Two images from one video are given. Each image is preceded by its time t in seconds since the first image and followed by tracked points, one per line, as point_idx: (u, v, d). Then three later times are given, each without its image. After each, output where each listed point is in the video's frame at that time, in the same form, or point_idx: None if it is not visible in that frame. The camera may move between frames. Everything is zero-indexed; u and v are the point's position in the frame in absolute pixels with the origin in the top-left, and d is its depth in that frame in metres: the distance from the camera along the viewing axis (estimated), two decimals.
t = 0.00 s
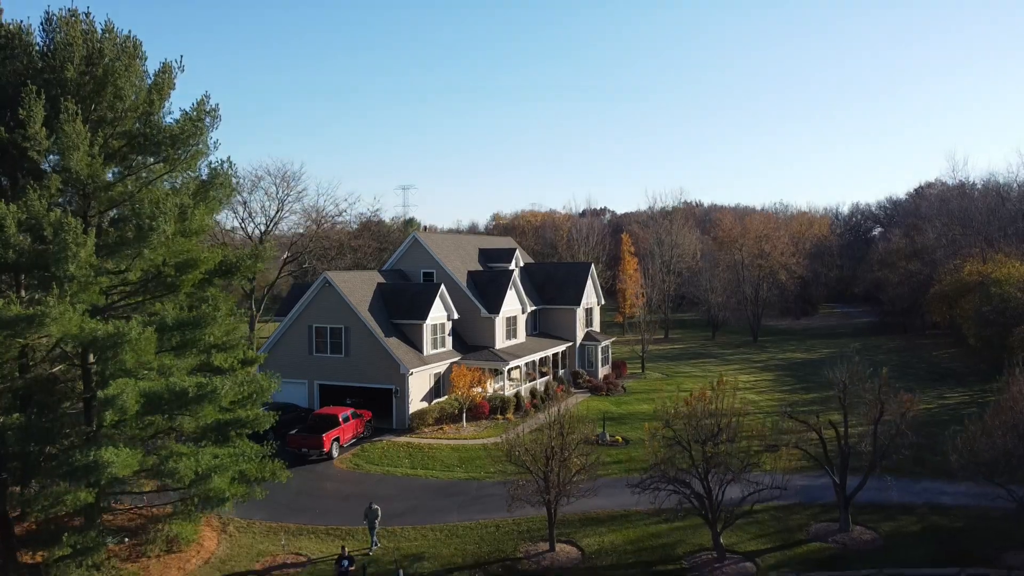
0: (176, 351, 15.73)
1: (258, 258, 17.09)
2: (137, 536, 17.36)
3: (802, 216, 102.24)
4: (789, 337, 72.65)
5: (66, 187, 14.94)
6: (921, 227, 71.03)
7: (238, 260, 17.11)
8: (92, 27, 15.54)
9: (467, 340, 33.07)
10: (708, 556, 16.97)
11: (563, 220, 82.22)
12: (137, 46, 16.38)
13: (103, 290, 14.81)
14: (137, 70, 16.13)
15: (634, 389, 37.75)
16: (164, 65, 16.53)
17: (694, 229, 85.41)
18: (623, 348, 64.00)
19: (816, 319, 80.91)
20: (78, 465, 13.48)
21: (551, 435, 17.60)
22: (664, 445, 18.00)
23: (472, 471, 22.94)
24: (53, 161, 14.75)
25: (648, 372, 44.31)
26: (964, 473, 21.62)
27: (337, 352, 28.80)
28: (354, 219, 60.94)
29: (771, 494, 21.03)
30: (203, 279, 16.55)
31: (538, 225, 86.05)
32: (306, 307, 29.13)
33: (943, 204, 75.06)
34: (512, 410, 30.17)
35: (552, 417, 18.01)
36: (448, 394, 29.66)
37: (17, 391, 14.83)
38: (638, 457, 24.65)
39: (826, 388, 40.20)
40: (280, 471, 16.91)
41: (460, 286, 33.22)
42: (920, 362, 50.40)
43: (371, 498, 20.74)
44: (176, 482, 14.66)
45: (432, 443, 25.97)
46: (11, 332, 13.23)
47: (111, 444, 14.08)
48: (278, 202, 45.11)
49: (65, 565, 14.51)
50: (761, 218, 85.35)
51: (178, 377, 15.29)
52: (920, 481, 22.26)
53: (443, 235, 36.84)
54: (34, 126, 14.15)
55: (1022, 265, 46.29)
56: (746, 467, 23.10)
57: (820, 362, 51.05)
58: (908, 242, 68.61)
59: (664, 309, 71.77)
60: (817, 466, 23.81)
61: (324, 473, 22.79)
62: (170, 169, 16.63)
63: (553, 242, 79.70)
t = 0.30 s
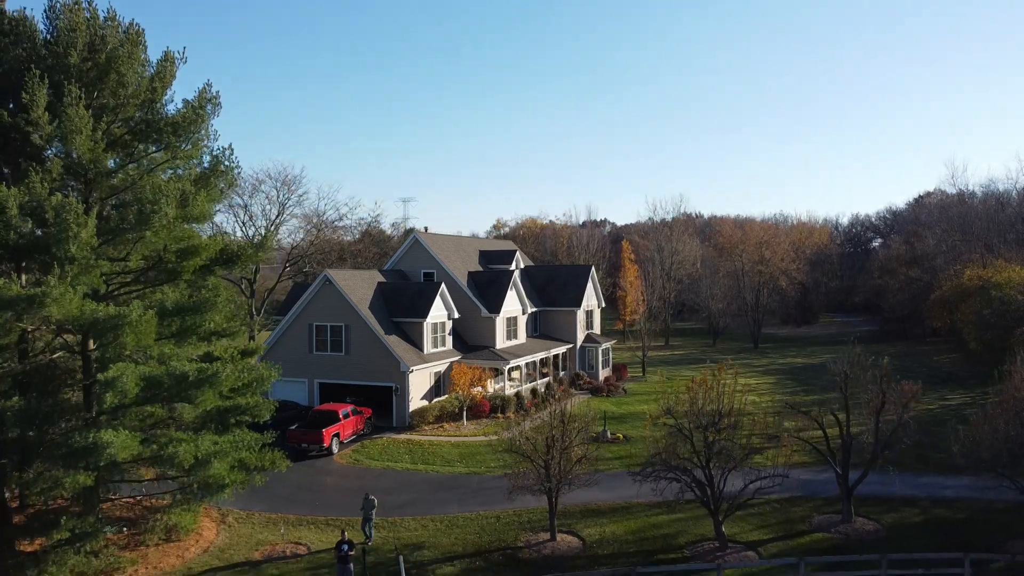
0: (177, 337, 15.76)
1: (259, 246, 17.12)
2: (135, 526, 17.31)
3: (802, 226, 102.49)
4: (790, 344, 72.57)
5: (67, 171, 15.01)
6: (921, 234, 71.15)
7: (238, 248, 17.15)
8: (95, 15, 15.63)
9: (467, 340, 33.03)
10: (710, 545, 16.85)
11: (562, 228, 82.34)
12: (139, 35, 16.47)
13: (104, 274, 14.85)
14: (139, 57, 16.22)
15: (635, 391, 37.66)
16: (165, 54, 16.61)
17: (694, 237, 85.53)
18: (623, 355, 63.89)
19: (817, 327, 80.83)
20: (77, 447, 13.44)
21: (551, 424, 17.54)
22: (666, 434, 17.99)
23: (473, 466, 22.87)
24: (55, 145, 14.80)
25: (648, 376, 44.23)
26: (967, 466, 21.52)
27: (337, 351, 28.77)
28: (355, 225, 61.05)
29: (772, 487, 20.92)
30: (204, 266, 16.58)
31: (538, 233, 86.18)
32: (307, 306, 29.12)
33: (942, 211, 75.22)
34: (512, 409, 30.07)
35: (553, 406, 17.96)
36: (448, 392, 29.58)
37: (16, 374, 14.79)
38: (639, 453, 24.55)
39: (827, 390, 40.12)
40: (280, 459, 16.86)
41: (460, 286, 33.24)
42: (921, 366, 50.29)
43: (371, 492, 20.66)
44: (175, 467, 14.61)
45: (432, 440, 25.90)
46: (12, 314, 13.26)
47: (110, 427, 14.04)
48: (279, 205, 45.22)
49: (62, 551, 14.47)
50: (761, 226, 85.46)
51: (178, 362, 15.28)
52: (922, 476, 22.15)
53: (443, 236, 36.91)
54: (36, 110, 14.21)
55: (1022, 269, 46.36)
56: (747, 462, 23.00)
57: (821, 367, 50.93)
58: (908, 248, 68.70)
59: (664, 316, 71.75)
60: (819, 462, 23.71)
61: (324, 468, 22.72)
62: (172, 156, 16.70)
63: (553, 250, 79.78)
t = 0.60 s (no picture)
0: (177, 324, 15.79)
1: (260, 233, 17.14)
2: (135, 515, 17.32)
3: (801, 235, 102.64)
4: (790, 351, 72.45)
5: (68, 157, 15.08)
6: (920, 241, 71.24)
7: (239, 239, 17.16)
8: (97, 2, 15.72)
9: (468, 340, 33.01)
10: (712, 534, 16.72)
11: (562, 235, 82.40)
12: (141, 23, 16.55)
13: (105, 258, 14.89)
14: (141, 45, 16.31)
15: (635, 393, 37.55)
16: (167, 43, 16.71)
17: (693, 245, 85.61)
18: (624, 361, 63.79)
19: (817, 335, 80.71)
20: (77, 428, 13.44)
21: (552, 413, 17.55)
22: (666, 422, 17.96)
23: (473, 461, 22.81)
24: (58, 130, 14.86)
25: (649, 379, 44.11)
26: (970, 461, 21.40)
27: (338, 349, 28.72)
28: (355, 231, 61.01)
29: (774, 481, 20.82)
30: (204, 254, 16.61)
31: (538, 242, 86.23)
32: (307, 304, 29.10)
33: (942, 218, 75.36)
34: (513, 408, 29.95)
35: (554, 395, 17.94)
36: (448, 391, 29.48)
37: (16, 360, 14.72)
38: (641, 449, 24.46)
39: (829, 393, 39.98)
40: (279, 448, 16.82)
41: (460, 286, 33.25)
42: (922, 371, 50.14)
43: (371, 484, 20.58)
44: (174, 452, 14.58)
45: (432, 436, 25.84)
46: (12, 295, 13.29)
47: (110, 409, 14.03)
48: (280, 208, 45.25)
49: (61, 537, 14.52)
50: (760, 233, 85.48)
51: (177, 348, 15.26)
52: (925, 470, 22.04)
53: (444, 238, 36.96)
54: (39, 94, 14.27)
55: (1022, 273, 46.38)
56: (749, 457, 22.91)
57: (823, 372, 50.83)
58: (908, 255, 68.73)
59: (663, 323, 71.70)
60: (821, 457, 23.60)
61: (323, 462, 22.63)
62: (173, 144, 16.78)
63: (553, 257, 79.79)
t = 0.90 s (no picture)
0: (177, 298, 15.79)
1: (260, 209, 17.06)
2: (134, 490, 17.31)
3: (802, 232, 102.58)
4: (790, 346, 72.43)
5: (68, 129, 15.05)
6: (921, 236, 71.21)
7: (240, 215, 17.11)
8: None
9: (468, 328, 33.01)
10: (713, 509, 16.71)
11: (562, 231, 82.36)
12: None
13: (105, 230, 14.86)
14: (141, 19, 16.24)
15: (635, 382, 37.56)
16: (167, 17, 16.65)
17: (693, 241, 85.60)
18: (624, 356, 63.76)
19: (817, 331, 80.71)
20: (77, 396, 13.41)
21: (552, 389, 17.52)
22: (666, 398, 18.01)
23: (473, 443, 22.83)
24: (58, 102, 14.83)
25: (649, 370, 44.10)
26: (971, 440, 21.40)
27: (338, 334, 28.71)
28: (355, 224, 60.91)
29: (774, 461, 20.82)
30: (205, 228, 16.55)
31: (538, 237, 86.16)
32: (307, 290, 29.09)
33: (942, 213, 75.33)
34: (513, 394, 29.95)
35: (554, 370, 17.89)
36: (449, 377, 29.47)
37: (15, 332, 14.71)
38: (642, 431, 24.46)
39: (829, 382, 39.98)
40: (279, 423, 16.81)
41: (461, 273, 33.23)
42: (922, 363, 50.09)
43: (371, 464, 20.58)
44: (174, 423, 14.56)
45: (433, 420, 25.85)
46: (12, 263, 13.27)
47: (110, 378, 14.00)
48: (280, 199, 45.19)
49: (61, 508, 14.51)
50: (760, 230, 85.40)
51: (178, 321, 15.22)
52: (926, 450, 22.02)
53: (444, 227, 36.96)
54: (39, 66, 14.25)
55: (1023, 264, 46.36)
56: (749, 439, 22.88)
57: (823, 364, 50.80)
58: (908, 250, 68.72)
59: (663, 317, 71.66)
60: (822, 439, 23.59)
61: (323, 444, 22.64)
62: (174, 119, 16.72)
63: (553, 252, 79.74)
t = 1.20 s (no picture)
0: (176, 271, 15.78)
1: (260, 183, 17.02)
2: (133, 465, 17.31)
3: (802, 226, 102.47)
4: (789, 338, 72.36)
5: (68, 99, 15.02)
6: (921, 228, 71.12)
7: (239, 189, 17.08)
8: None
9: (468, 314, 33.00)
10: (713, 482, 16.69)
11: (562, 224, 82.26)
12: None
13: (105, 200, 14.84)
14: None
15: (636, 369, 37.53)
16: None
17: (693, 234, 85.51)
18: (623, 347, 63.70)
19: (817, 324, 80.63)
20: (76, 363, 13.40)
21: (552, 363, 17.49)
22: (666, 373, 17.97)
23: (472, 423, 22.85)
24: (57, 73, 14.80)
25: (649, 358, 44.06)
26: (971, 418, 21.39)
27: (338, 318, 28.71)
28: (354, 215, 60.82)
29: (774, 439, 20.82)
30: (205, 202, 16.52)
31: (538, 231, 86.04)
32: (307, 274, 29.08)
33: (942, 206, 75.22)
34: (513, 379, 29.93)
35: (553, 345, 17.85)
36: (449, 361, 29.46)
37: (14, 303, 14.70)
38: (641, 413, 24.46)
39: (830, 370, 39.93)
40: (279, 396, 16.82)
41: (461, 259, 33.20)
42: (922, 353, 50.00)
43: (371, 442, 20.59)
44: (174, 393, 14.55)
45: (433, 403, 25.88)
46: (12, 231, 13.25)
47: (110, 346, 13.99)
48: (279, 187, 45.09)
49: (60, 478, 14.51)
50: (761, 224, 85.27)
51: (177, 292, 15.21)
52: (926, 429, 22.00)
53: (444, 214, 36.94)
54: (39, 35, 14.22)
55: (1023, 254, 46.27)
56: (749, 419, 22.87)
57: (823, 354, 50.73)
58: (908, 242, 68.62)
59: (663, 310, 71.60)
60: (822, 420, 23.57)
61: (323, 424, 22.65)
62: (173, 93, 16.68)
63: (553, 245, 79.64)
